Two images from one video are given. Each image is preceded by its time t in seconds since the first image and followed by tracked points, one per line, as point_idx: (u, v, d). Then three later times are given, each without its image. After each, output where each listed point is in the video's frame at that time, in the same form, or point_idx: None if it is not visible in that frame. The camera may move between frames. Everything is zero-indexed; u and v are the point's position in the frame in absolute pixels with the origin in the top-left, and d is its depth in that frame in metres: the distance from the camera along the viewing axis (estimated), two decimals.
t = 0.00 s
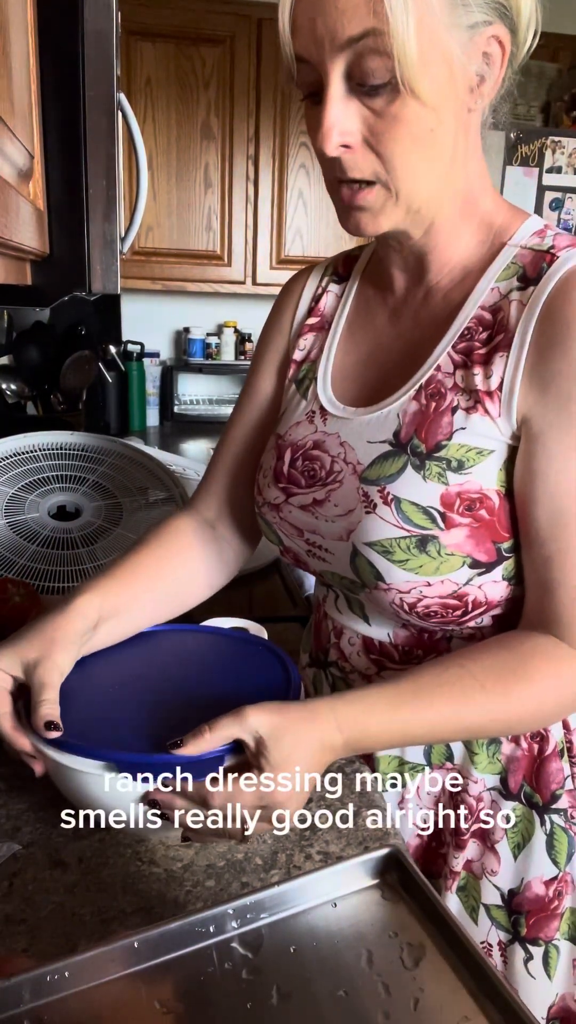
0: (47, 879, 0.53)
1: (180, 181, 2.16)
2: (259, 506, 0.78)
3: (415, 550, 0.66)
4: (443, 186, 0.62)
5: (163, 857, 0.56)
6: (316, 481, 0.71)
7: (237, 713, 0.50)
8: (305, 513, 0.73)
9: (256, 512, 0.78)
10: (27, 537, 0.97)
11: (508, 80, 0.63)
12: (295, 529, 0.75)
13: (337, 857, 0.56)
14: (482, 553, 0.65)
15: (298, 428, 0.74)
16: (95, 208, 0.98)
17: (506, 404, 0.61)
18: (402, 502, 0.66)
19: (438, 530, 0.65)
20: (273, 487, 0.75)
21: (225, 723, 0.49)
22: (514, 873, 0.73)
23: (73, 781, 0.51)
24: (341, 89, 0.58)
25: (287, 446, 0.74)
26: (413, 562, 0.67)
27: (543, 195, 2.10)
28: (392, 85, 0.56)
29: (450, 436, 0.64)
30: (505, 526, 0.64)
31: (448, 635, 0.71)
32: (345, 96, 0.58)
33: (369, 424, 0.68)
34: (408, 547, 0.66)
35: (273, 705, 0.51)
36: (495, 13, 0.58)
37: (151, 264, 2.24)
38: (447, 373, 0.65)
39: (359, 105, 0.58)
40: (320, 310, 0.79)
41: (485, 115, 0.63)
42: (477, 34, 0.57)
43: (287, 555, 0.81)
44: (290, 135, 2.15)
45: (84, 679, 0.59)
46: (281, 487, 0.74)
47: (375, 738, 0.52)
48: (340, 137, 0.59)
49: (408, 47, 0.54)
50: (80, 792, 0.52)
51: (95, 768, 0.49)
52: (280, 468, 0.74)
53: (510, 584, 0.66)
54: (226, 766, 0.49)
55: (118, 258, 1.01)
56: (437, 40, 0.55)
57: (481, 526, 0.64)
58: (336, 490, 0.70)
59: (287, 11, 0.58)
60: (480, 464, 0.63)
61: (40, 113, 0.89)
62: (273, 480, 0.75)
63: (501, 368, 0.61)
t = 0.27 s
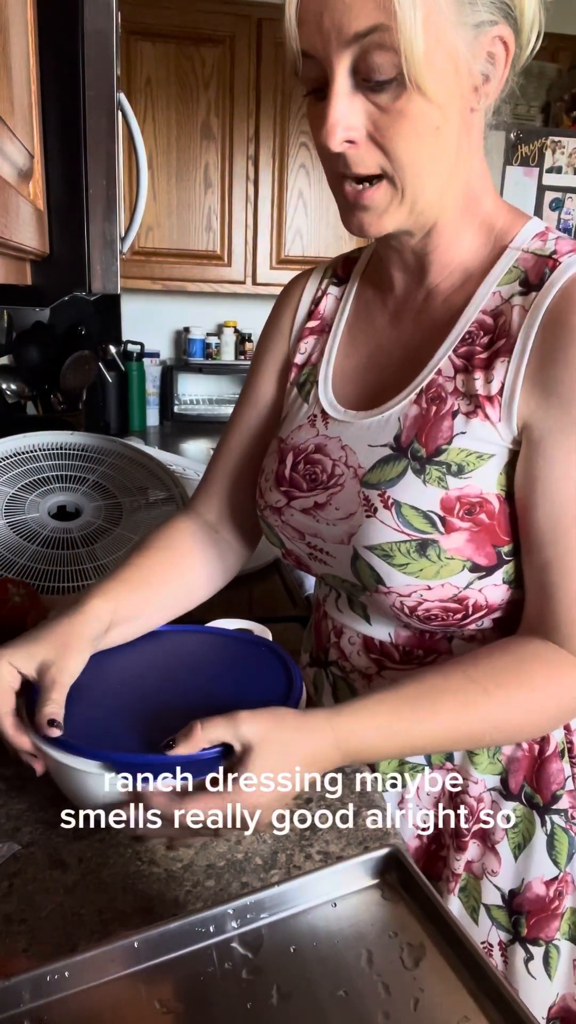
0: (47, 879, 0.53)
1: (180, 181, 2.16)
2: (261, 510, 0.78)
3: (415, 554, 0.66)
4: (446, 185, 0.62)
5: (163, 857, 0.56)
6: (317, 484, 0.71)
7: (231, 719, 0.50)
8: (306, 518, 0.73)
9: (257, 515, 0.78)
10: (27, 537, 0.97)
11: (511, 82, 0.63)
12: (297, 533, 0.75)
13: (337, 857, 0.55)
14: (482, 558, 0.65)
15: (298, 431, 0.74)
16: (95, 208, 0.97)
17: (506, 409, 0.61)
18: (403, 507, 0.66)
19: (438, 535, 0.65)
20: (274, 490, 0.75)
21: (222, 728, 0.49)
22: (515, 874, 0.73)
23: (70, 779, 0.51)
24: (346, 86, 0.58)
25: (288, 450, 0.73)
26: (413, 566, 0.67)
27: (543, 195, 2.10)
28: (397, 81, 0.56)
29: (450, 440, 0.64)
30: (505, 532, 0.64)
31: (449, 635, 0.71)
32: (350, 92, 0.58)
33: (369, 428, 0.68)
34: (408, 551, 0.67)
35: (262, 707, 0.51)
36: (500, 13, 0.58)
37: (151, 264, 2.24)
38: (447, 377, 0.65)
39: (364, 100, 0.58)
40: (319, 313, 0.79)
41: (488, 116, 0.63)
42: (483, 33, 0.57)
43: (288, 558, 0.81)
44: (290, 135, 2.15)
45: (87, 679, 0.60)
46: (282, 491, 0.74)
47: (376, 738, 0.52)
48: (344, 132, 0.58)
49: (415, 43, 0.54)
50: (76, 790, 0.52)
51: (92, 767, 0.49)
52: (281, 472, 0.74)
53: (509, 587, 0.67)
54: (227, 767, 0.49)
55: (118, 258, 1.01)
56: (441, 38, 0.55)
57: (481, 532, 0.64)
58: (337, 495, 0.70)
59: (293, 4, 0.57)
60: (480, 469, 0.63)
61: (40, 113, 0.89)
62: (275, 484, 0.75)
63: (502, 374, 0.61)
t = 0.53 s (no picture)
0: (47, 879, 0.53)
1: (180, 181, 2.16)
2: (257, 509, 0.78)
3: (413, 553, 0.66)
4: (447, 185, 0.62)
5: (163, 857, 0.56)
6: (311, 483, 0.71)
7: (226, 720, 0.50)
8: (301, 516, 0.73)
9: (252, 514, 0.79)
10: (27, 537, 0.97)
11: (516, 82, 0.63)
12: (292, 531, 0.75)
13: (337, 857, 0.56)
14: (480, 558, 0.65)
15: (295, 430, 0.74)
16: (95, 208, 0.98)
17: (504, 408, 0.61)
18: (400, 506, 0.66)
19: (434, 534, 0.65)
20: (269, 490, 0.75)
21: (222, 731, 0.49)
22: (515, 872, 0.73)
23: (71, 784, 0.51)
24: (351, 82, 0.57)
25: (284, 450, 0.74)
26: (411, 565, 0.67)
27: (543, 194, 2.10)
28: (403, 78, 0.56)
29: (447, 439, 0.64)
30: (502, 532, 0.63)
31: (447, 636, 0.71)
32: (356, 87, 0.58)
33: (366, 427, 0.68)
34: (406, 551, 0.67)
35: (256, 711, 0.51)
36: (506, 12, 0.58)
37: (151, 264, 2.24)
38: (446, 376, 0.65)
39: (368, 96, 0.58)
40: (318, 312, 0.79)
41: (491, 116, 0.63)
42: (489, 31, 0.57)
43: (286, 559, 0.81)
44: (290, 135, 2.15)
45: (88, 680, 0.60)
46: (278, 490, 0.74)
47: (377, 738, 0.52)
48: (347, 126, 0.58)
49: (421, 37, 0.54)
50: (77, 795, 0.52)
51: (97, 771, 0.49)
52: (276, 471, 0.74)
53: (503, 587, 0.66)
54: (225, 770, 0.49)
55: (118, 258, 1.01)
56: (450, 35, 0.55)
57: (479, 531, 0.64)
58: (333, 493, 0.70)
59: None
60: (478, 469, 0.63)
61: (40, 113, 0.89)
62: (270, 483, 0.75)
63: (500, 372, 0.61)
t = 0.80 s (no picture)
0: (46, 879, 0.53)
1: (180, 180, 2.16)
2: (272, 494, 0.79)
3: (416, 533, 0.67)
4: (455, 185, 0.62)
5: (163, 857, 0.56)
6: (325, 465, 0.72)
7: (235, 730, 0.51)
8: (313, 499, 0.74)
9: (266, 498, 0.81)
10: (27, 537, 0.97)
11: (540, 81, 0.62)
12: (303, 516, 0.76)
13: (337, 857, 0.55)
14: (483, 542, 0.65)
15: (311, 416, 0.75)
16: (95, 207, 0.98)
17: (519, 393, 0.61)
18: (407, 485, 0.66)
19: (440, 514, 0.65)
20: (284, 474, 0.76)
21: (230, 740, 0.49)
22: (509, 878, 0.73)
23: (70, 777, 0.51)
24: (376, 92, 0.59)
25: (299, 434, 0.75)
26: (413, 544, 0.67)
27: (543, 194, 2.10)
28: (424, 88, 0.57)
29: (460, 423, 0.64)
30: (508, 517, 0.64)
31: (445, 633, 0.71)
32: (380, 101, 0.59)
33: (381, 409, 0.69)
34: (409, 530, 0.67)
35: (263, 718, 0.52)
36: (527, 15, 0.57)
37: (151, 264, 2.24)
38: (463, 362, 0.65)
39: (392, 108, 0.59)
40: (341, 304, 0.81)
41: (515, 117, 0.63)
42: (510, 37, 0.57)
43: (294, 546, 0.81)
44: (290, 135, 2.15)
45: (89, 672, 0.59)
46: (291, 474, 0.75)
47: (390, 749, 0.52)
48: (373, 139, 0.60)
49: (441, 49, 0.54)
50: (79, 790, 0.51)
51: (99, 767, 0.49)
52: (291, 455, 0.75)
53: (509, 579, 0.66)
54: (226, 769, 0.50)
55: (118, 258, 1.02)
56: (467, 42, 0.55)
57: (484, 515, 0.64)
58: (345, 475, 0.71)
59: (324, 15, 0.58)
60: (487, 453, 0.63)
61: (40, 112, 0.88)
62: (285, 465, 0.76)
63: (517, 358, 0.61)
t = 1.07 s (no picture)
0: (47, 879, 0.53)
1: (181, 180, 2.16)
2: (300, 478, 0.84)
3: (430, 524, 0.68)
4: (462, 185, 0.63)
5: (163, 857, 0.56)
6: (348, 452, 0.75)
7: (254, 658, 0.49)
8: (334, 483, 0.77)
9: (293, 483, 0.85)
10: (27, 537, 0.97)
11: None
12: (324, 499, 0.80)
13: (337, 857, 0.56)
14: (498, 541, 0.66)
15: (341, 406, 0.79)
16: (95, 208, 0.98)
17: (543, 400, 0.61)
18: (425, 477, 0.68)
19: (456, 509, 0.67)
20: (310, 458, 0.81)
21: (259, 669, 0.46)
22: (503, 878, 0.73)
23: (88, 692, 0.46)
24: (431, 90, 0.61)
25: (328, 422, 0.79)
26: (426, 535, 0.69)
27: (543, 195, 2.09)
28: (479, 88, 0.59)
29: (483, 423, 0.65)
30: (527, 520, 0.64)
31: (453, 625, 0.71)
32: (436, 94, 0.61)
33: (405, 403, 0.71)
34: (423, 521, 0.69)
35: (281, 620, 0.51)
36: None
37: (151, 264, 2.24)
38: (487, 364, 0.66)
39: (447, 107, 0.61)
40: (376, 307, 0.86)
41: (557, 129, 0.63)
42: (562, 48, 0.58)
43: (312, 529, 0.85)
44: (290, 135, 2.15)
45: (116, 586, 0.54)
46: (316, 458, 0.80)
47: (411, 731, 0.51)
48: (424, 133, 0.62)
49: (499, 50, 0.56)
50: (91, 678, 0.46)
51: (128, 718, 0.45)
52: (318, 440, 0.80)
53: (524, 580, 0.67)
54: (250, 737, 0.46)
55: (118, 257, 1.02)
56: (523, 43, 0.56)
57: (501, 514, 0.65)
58: (364, 462, 0.74)
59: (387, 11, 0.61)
60: (510, 454, 0.64)
61: (40, 111, 0.88)
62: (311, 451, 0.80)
63: (540, 365, 0.61)
